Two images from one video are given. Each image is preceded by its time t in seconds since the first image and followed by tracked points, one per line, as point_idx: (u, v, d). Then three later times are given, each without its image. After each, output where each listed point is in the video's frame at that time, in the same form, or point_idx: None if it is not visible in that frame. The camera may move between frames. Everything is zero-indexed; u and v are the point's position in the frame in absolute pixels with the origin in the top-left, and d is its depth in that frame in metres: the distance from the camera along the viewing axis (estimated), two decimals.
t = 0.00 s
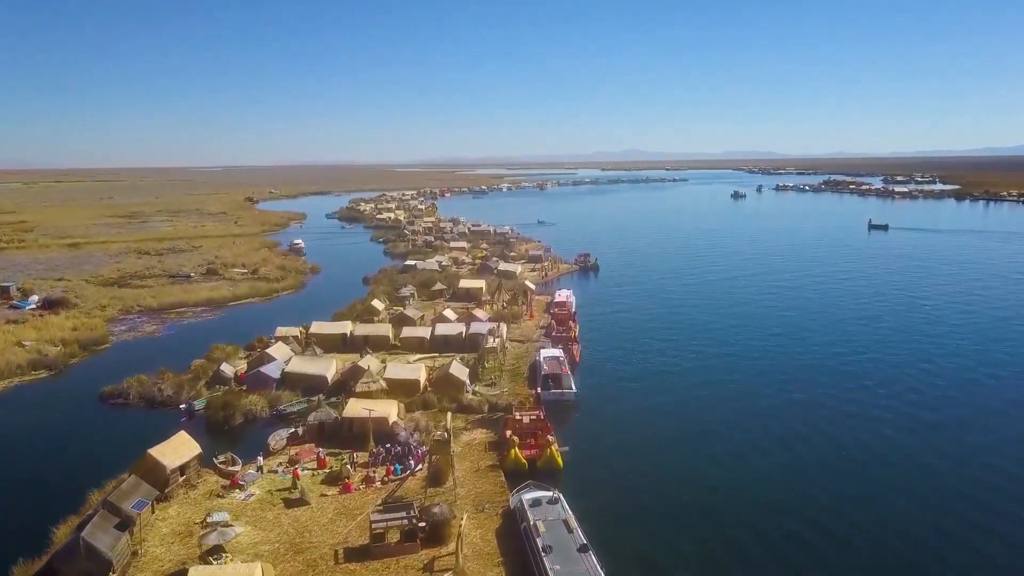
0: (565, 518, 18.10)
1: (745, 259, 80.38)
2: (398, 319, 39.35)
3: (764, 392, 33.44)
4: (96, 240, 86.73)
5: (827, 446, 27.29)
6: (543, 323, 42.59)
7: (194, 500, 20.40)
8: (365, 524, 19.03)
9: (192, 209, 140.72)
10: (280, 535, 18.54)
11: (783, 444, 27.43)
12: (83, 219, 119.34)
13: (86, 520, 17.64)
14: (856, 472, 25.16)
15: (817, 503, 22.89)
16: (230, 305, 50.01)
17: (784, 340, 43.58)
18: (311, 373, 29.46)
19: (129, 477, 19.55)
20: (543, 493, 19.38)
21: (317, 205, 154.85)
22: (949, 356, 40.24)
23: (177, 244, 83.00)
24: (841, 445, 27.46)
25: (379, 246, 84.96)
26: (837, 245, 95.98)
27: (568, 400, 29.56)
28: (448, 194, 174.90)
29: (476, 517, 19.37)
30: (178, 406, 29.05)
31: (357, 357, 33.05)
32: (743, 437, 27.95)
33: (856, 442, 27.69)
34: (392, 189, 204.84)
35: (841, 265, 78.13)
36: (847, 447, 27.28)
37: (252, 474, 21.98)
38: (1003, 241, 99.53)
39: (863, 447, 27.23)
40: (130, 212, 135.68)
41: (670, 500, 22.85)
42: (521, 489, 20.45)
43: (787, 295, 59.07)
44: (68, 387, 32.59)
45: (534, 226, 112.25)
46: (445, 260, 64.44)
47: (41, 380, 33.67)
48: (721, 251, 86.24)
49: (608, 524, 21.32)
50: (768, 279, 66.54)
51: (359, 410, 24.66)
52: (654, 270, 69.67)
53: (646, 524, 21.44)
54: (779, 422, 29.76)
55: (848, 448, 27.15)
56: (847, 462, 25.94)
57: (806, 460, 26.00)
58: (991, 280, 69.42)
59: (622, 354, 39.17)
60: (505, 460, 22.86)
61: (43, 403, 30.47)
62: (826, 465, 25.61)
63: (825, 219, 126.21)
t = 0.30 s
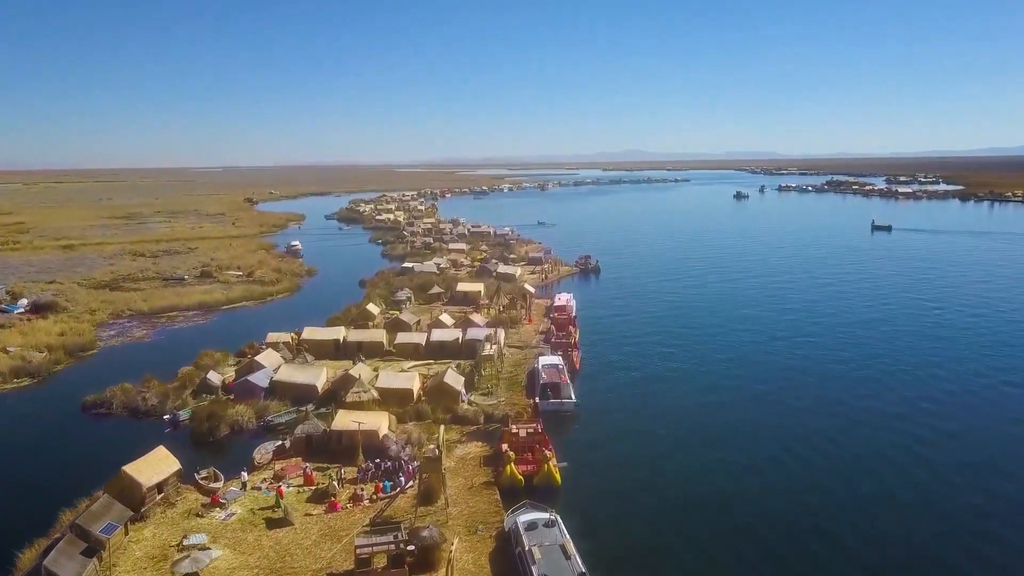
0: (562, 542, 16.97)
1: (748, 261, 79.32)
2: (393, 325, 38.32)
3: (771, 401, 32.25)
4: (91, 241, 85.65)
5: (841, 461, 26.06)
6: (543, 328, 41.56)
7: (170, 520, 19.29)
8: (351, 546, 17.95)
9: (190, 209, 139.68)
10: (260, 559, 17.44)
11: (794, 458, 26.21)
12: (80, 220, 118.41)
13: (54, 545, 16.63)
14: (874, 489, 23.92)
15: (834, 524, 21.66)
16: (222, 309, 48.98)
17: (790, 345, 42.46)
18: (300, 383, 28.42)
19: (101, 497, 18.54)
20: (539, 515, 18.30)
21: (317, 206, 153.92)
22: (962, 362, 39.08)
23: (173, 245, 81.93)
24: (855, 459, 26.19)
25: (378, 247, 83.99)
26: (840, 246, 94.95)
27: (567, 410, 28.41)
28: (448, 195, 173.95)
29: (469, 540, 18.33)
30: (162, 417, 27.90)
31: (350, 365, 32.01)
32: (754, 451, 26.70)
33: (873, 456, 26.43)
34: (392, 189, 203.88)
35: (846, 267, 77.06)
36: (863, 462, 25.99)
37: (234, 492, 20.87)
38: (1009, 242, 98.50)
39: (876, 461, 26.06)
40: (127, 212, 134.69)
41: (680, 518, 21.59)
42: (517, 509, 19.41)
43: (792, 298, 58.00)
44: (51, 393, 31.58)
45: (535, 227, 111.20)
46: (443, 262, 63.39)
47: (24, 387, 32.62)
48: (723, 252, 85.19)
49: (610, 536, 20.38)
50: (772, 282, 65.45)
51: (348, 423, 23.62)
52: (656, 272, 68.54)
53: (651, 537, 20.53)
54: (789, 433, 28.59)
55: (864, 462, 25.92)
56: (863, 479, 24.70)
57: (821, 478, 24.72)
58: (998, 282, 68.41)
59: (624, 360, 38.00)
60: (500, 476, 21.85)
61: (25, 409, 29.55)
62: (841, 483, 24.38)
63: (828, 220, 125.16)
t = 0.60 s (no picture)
0: (559, 571, 15.93)
1: (751, 262, 78.23)
2: (387, 330, 37.22)
3: (780, 410, 31.05)
4: (85, 243, 84.63)
5: (855, 473, 24.84)
6: (542, 333, 40.42)
7: (144, 543, 18.16)
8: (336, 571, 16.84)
9: (189, 211, 138.85)
10: None
11: (807, 471, 24.97)
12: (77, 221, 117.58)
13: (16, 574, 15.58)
14: (890, 504, 22.73)
15: (850, 541, 20.53)
16: (215, 313, 47.89)
17: (797, 349, 41.27)
18: (289, 392, 27.33)
19: (69, 520, 17.54)
20: (535, 539, 17.23)
21: (316, 207, 152.95)
22: (974, 368, 37.87)
23: (168, 247, 80.97)
24: (870, 471, 24.97)
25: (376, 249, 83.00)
26: (844, 247, 93.74)
27: (566, 421, 27.25)
28: (448, 196, 172.89)
29: (462, 564, 17.25)
30: (145, 427, 26.80)
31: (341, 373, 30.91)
32: (764, 463, 25.48)
33: (889, 468, 25.22)
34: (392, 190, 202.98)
35: (851, 268, 75.97)
36: (878, 474, 24.79)
37: (213, 511, 19.73)
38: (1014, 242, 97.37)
39: (892, 473, 24.84)
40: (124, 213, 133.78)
41: (692, 537, 20.36)
42: (512, 532, 18.32)
43: (797, 300, 56.88)
44: (33, 402, 30.48)
45: (535, 228, 110.17)
46: (441, 264, 62.31)
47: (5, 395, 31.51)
48: (725, 254, 84.08)
49: (611, 554, 19.28)
50: (775, 284, 64.36)
51: (336, 436, 22.52)
52: (658, 274, 67.37)
53: (654, 554, 19.45)
54: (800, 443, 27.38)
55: (877, 473, 24.81)
56: (880, 493, 23.49)
57: (836, 492, 23.49)
58: (1006, 283, 67.31)
59: (626, 366, 36.80)
60: (494, 494, 20.76)
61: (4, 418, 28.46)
62: (857, 498, 23.17)
63: (832, 221, 123.92)
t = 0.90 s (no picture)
0: None
1: (755, 264, 77.14)
2: (381, 336, 36.12)
3: (788, 418, 29.82)
4: (81, 245, 83.63)
5: (870, 486, 23.59)
6: (541, 338, 39.34)
7: (115, 568, 17.04)
8: None
9: (188, 212, 137.94)
10: None
11: (819, 484, 23.72)
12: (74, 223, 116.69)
13: None
14: (903, 514, 21.72)
15: (863, 557, 19.51)
16: (207, 317, 46.82)
17: (804, 354, 40.03)
18: (276, 403, 26.26)
19: (33, 544, 16.63)
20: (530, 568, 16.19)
21: (315, 208, 152.07)
22: (989, 374, 36.55)
23: (164, 249, 79.96)
24: (886, 483, 23.70)
25: (375, 251, 81.98)
26: (850, 249, 92.52)
27: (565, 432, 26.13)
28: (449, 197, 172.02)
29: None
30: (126, 439, 25.72)
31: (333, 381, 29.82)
32: (775, 476, 24.23)
33: (902, 477, 24.12)
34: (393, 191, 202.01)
35: (856, 270, 74.85)
36: (891, 484, 23.71)
37: (191, 533, 18.61)
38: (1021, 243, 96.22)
39: (909, 485, 23.55)
40: (123, 215, 132.93)
41: (699, 557, 19.14)
42: (506, 558, 17.27)
43: (802, 303, 55.78)
44: (13, 412, 29.33)
45: (536, 229, 109.14)
46: (439, 267, 61.24)
47: None
48: (728, 255, 83.00)
49: (611, 569, 18.28)
50: (780, 286, 63.25)
51: (322, 451, 21.45)
52: (660, 276, 66.27)
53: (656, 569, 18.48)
54: (811, 454, 26.13)
55: (889, 482, 23.78)
56: (892, 502, 22.48)
57: (848, 503, 22.40)
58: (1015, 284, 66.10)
59: (628, 372, 35.72)
60: (488, 514, 19.69)
61: None
62: (870, 509, 22.06)
63: (835, 222, 122.66)
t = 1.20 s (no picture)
0: None
1: (758, 265, 76.12)
2: (375, 342, 35.06)
3: (797, 428, 28.61)
4: (75, 247, 82.74)
5: (880, 499, 22.64)
6: (539, 343, 38.30)
7: None
8: None
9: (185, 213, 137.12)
10: None
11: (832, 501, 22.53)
12: (70, 224, 115.82)
13: None
14: (917, 531, 20.74)
15: None
16: (199, 321, 45.84)
17: (812, 359, 38.78)
18: (263, 413, 25.22)
19: None
20: None
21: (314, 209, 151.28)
22: (1004, 379, 35.28)
23: (160, 250, 79.05)
24: (897, 497, 22.73)
25: (373, 252, 81.05)
26: (854, 249, 91.43)
27: (564, 445, 24.99)
28: (450, 198, 170.86)
29: None
30: (107, 451, 24.68)
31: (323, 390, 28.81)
32: (786, 492, 23.05)
33: (915, 490, 23.14)
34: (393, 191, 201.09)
35: (860, 271, 73.76)
36: (903, 497, 22.73)
37: (165, 556, 17.52)
38: None
39: (924, 501, 22.47)
40: (120, 216, 132.16)
41: None
42: None
43: (806, 305, 54.73)
44: None
45: (536, 230, 108.16)
46: (437, 269, 60.11)
47: None
48: (731, 256, 81.98)
49: None
50: (784, 288, 62.18)
51: (307, 468, 20.38)
52: (662, 278, 65.23)
53: None
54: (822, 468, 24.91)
55: (901, 496, 22.80)
56: (904, 518, 21.50)
57: (859, 519, 21.43)
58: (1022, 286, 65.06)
59: (628, 378, 34.69)
60: (481, 534, 18.61)
61: None
62: (882, 525, 21.09)
63: (839, 223, 121.26)
